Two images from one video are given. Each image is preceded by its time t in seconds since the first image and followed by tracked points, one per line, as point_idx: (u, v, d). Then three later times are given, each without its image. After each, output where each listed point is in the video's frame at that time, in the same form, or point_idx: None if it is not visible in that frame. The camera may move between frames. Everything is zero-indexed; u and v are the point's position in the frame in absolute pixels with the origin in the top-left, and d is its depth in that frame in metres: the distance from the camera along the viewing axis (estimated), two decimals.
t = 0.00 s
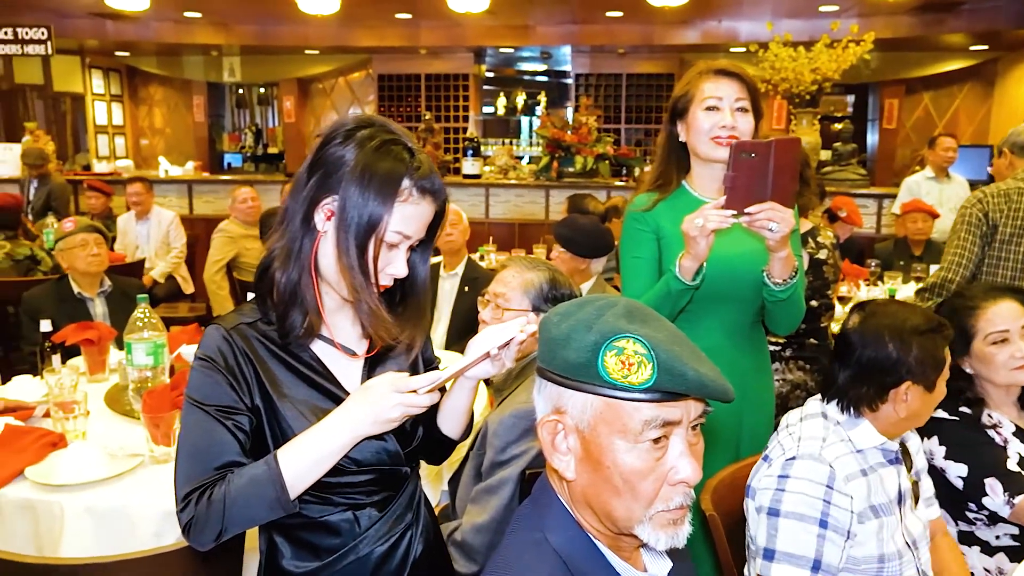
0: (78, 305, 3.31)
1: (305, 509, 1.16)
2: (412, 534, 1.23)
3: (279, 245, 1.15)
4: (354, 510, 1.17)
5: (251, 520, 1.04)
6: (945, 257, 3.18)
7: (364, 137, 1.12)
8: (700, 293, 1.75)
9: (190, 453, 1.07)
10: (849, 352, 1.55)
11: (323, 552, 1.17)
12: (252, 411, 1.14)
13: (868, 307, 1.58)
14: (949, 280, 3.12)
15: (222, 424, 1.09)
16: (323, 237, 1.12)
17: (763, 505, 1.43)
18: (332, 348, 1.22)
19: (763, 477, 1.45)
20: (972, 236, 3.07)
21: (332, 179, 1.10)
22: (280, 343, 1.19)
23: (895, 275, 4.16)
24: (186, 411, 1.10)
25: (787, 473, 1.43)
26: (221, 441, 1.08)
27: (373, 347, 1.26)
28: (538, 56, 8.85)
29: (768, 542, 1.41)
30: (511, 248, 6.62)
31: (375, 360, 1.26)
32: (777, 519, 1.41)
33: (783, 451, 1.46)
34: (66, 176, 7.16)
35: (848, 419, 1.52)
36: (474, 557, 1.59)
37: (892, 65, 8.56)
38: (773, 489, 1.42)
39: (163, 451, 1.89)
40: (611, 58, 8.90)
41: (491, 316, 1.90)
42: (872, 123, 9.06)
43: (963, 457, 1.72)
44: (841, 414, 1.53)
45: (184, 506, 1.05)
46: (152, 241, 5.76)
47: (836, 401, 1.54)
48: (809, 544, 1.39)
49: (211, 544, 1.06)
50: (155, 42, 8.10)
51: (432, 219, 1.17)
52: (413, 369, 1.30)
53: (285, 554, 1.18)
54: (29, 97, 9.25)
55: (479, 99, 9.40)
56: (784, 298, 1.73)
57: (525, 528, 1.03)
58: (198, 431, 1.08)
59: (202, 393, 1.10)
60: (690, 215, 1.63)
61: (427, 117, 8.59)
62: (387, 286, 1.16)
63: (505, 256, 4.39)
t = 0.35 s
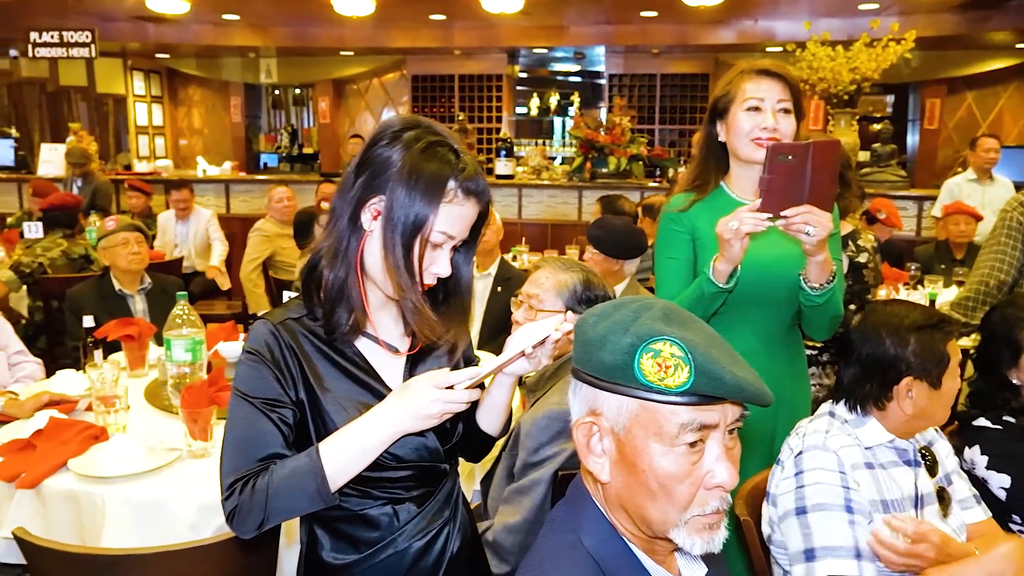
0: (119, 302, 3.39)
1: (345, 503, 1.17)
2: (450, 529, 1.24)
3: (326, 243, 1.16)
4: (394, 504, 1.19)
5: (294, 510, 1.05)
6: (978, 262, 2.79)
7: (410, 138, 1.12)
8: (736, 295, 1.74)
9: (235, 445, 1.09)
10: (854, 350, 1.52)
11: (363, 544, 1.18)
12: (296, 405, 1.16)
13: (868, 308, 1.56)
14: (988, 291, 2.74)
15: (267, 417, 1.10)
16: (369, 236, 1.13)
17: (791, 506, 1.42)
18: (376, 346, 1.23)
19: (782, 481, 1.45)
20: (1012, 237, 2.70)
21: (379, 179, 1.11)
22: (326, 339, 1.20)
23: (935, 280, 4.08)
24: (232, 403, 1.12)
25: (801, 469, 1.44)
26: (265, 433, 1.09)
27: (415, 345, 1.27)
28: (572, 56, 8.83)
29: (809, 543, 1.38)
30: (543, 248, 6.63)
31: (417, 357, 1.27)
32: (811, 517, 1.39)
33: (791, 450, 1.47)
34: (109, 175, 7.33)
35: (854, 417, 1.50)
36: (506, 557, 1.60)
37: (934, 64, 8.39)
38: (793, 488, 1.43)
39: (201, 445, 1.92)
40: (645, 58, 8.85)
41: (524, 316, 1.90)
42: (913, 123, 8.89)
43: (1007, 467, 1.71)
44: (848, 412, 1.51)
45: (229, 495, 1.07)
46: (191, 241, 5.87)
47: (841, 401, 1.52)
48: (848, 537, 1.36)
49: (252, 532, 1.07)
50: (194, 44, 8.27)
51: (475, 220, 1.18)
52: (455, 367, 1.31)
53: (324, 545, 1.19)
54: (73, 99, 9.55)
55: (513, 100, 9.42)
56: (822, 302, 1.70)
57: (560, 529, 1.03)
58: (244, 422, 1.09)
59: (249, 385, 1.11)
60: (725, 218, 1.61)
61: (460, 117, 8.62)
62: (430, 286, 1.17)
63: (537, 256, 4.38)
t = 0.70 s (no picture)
0: (171, 299, 3.47)
1: (389, 497, 1.18)
2: (493, 527, 1.25)
3: (377, 241, 1.18)
4: (437, 500, 1.19)
5: (337, 502, 1.07)
6: None
7: (460, 140, 1.13)
8: (778, 297, 1.72)
9: (284, 436, 1.11)
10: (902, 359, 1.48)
11: (406, 539, 1.19)
12: (344, 399, 1.17)
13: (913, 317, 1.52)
14: None
15: (316, 409, 1.12)
16: (418, 236, 1.14)
17: (877, 510, 1.35)
18: (421, 342, 1.24)
19: (853, 492, 1.40)
20: None
21: (428, 180, 1.12)
22: (374, 336, 1.21)
23: (991, 285, 3.96)
24: (282, 395, 1.14)
25: (869, 473, 1.39)
26: (313, 426, 1.11)
27: (461, 342, 1.28)
28: (615, 56, 8.79)
29: (914, 538, 1.29)
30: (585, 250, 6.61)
31: (463, 354, 1.28)
32: (905, 513, 1.31)
33: (849, 458, 1.44)
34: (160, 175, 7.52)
35: (907, 425, 1.47)
36: (547, 558, 1.61)
37: (991, 62, 8.14)
38: (870, 493, 1.37)
39: (247, 440, 1.96)
40: (689, 58, 8.75)
41: (567, 318, 1.90)
42: (967, 124, 8.65)
43: None
44: (899, 421, 1.48)
45: (277, 484, 1.09)
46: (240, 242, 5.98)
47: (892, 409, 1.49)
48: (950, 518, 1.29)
49: (300, 522, 1.09)
50: (243, 47, 8.43)
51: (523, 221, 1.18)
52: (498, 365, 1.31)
53: (369, 539, 1.20)
54: (127, 101, 9.85)
55: (556, 100, 9.42)
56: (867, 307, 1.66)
57: (604, 531, 1.02)
58: (293, 415, 1.11)
59: (299, 378, 1.13)
60: (763, 220, 1.58)
61: (503, 118, 8.64)
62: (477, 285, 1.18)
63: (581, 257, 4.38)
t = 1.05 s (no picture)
0: (225, 296, 3.55)
1: (437, 493, 1.19)
2: (539, 527, 1.24)
3: (427, 241, 1.19)
4: (484, 497, 1.20)
5: (386, 496, 1.07)
6: None
7: (510, 140, 1.13)
8: (829, 300, 1.68)
9: (336, 430, 1.12)
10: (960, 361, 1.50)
11: (453, 535, 1.19)
12: (393, 394, 1.18)
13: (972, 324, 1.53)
14: None
15: (366, 404, 1.13)
16: (467, 235, 1.15)
17: (930, 525, 1.32)
18: (469, 341, 1.25)
19: (906, 503, 1.36)
20: None
21: (477, 180, 1.12)
22: (423, 333, 1.22)
23: None
24: (335, 390, 1.15)
25: (925, 487, 1.36)
26: (363, 420, 1.12)
27: (510, 342, 1.28)
28: (665, 57, 8.71)
29: (968, 557, 1.26)
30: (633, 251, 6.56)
31: (512, 353, 1.28)
32: (959, 532, 1.29)
33: (906, 468, 1.39)
34: (216, 176, 7.71)
35: (970, 436, 1.43)
36: (594, 561, 1.61)
37: None
38: (924, 507, 1.34)
39: (299, 436, 1.99)
40: (741, 58, 8.61)
41: (616, 319, 1.89)
42: None
43: None
44: (962, 430, 1.44)
45: (328, 476, 1.10)
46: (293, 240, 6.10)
47: (955, 418, 1.46)
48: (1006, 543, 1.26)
49: (350, 515, 1.10)
50: (296, 49, 8.58)
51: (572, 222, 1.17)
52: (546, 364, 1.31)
53: (417, 534, 1.21)
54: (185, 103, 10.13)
55: (605, 101, 9.38)
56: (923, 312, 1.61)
57: (653, 535, 1.01)
58: (344, 410, 1.13)
59: (350, 374, 1.15)
60: (814, 222, 1.54)
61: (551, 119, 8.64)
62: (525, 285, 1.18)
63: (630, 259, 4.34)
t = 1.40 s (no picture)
0: (281, 294, 3.63)
1: (488, 492, 1.19)
2: (590, 529, 1.24)
3: (480, 241, 1.19)
4: (535, 497, 1.20)
5: (440, 493, 1.08)
6: None
7: (563, 141, 1.13)
8: (894, 305, 1.62)
9: (390, 427, 1.14)
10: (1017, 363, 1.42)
11: (504, 534, 1.20)
12: (446, 392, 1.19)
13: None
14: None
15: (419, 402, 1.14)
16: (519, 235, 1.15)
17: (986, 535, 1.23)
18: (522, 341, 1.25)
19: (963, 512, 1.28)
20: None
21: (530, 180, 1.12)
22: (476, 332, 1.23)
23: None
24: (389, 388, 1.17)
25: (983, 495, 1.26)
26: (417, 418, 1.13)
27: (563, 342, 1.27)
28: (719, 56, 8.60)
29: None
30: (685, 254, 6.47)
31: (565, 353, 1.28)
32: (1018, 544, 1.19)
33: (965, 476, 1.31)
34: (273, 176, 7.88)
35: None
36: (644, 565, 1.60)
37: None
38: (981, 516, 1.25)
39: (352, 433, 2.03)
40: (799, 57, 8.43)
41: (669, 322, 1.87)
42: None
43: None
44: None
45: (383, 473, 1.11)
46: (344, 239, 6.20)
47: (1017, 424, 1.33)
48: None
49: (404, 511, 1.11)
50: (351, 52, 8.72)
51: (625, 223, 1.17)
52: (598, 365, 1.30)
53: (468, 532, 1.22)
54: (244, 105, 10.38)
55: (657, 101, 9.30)
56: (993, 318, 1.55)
57: (707, 541, 1.00)
58: (399, 407, 1.14)
59: (404, 372, 1.16)
60: (881, 226, 1.49)
61: (603, 119, 8.59)
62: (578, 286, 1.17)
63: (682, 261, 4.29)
